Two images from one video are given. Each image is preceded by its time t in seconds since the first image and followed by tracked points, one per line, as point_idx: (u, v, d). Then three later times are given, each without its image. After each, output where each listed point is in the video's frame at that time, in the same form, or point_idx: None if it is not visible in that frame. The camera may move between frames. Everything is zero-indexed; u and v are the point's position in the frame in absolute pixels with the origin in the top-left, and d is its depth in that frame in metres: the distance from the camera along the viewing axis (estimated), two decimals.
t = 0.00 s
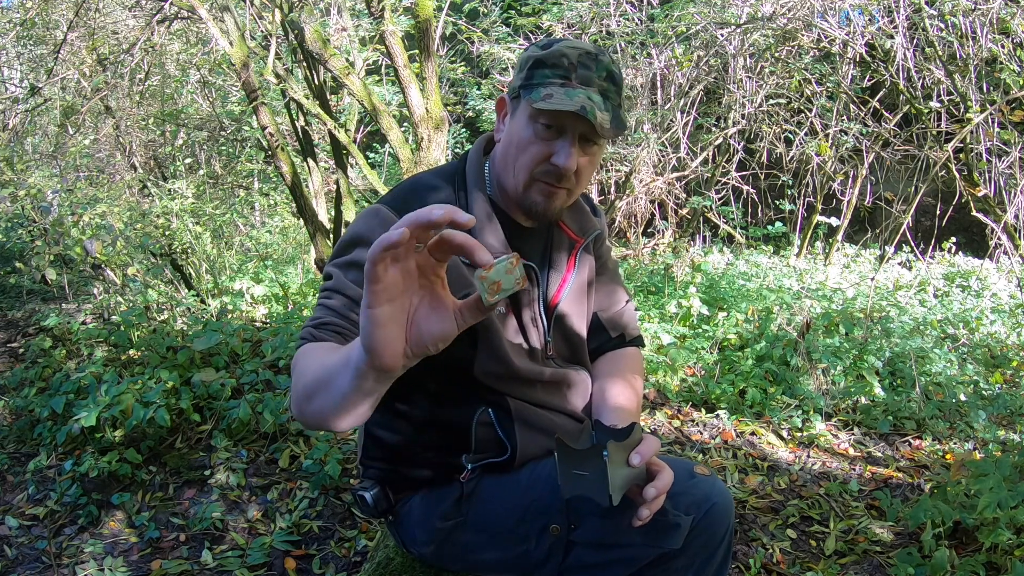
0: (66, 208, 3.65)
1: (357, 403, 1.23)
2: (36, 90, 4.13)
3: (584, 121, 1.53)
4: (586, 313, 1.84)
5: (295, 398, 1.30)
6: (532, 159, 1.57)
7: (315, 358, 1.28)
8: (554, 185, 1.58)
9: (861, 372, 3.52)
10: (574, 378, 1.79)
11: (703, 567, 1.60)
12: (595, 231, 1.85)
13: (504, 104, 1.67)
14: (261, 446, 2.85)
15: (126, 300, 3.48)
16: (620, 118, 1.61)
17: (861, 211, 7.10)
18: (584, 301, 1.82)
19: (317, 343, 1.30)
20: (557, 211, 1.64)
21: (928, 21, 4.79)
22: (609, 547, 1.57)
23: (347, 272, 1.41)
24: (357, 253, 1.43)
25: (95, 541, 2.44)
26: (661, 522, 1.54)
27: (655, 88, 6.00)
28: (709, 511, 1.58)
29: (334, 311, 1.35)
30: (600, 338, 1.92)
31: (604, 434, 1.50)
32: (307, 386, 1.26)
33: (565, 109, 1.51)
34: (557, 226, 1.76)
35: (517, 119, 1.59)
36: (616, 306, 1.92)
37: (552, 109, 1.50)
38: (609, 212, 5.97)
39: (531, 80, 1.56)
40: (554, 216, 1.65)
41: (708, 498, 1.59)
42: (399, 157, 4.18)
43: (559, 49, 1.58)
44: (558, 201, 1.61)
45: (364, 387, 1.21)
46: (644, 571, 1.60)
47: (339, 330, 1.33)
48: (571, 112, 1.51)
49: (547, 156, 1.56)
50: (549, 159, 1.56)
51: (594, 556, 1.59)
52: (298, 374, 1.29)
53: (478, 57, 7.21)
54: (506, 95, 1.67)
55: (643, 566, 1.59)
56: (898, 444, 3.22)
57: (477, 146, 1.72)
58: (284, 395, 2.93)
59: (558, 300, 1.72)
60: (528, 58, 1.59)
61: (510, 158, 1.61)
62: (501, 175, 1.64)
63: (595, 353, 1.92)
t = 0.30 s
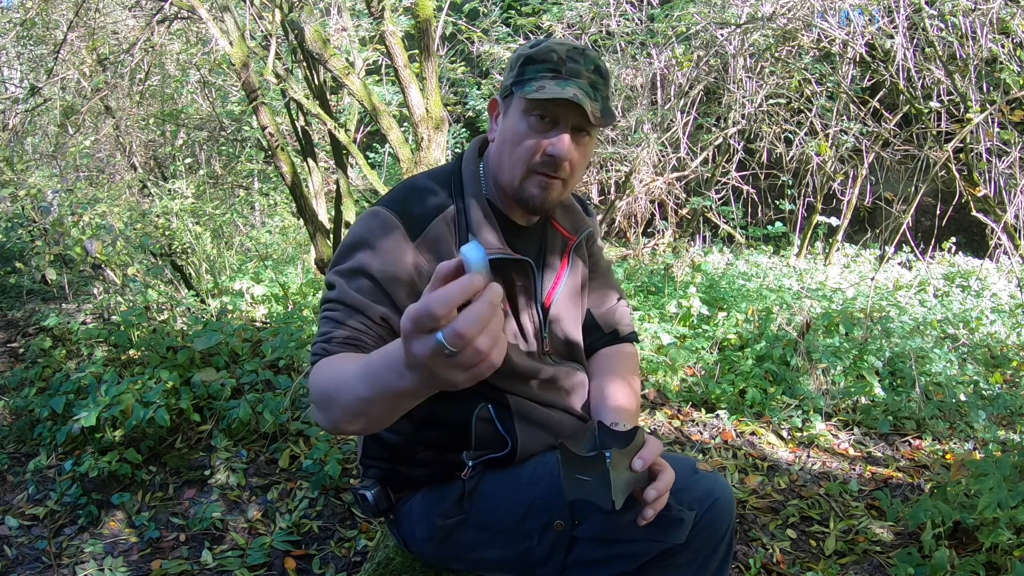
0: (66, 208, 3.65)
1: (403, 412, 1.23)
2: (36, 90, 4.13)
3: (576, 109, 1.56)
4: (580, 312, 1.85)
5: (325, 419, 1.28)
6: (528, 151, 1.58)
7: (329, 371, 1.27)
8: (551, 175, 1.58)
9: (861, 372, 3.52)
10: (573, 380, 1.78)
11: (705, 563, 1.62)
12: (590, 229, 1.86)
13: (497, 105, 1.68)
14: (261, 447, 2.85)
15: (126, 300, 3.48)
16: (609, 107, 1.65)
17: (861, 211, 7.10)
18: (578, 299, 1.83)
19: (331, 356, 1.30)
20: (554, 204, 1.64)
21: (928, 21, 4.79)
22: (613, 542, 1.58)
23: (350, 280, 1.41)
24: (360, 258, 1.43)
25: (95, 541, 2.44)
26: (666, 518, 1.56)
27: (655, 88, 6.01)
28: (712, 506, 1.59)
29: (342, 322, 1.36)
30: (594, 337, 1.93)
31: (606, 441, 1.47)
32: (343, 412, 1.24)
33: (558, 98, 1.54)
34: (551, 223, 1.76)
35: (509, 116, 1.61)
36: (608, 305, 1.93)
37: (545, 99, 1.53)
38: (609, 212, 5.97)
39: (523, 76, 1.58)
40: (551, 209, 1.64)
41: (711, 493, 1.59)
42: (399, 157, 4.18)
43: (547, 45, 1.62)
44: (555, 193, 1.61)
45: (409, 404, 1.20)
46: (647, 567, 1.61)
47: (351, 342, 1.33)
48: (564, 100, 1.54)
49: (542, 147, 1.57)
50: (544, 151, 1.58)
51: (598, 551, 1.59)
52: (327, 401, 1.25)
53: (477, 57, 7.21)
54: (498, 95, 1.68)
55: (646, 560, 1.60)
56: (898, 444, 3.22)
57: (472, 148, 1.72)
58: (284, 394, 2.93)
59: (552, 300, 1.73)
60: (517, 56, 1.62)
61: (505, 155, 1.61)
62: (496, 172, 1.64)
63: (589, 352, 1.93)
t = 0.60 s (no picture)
0: (66, 208, 3.65)
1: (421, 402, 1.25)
2: (36, 90, 4.13)
3: (564, 119, 1.57)
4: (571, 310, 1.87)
5: (343, 427, 1.29)
6: (516, 158, 1.59)
7: (338, 378, 1.28)
8: (538, 181, 1.60)
9: (861, 372, 3.52)
10: (568, 380, 1.78)
11: (712, 553, 1.59)
12: (576, 227, 1.87)
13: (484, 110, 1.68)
14: (261, 447, 2.85)
15: (126, 300, 3.47)
16: (594, 116, 1.66)
17: (861, 211, 7.09)
18: (568, 297, 1.84)
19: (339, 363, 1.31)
20: (541, 208, 1.65)
21: (928, 21, 4.79)
22: (628, 530, 1.55)
23: (351, 287, 1.41)
24: (358, 263, 1.44)
25: (94, 541, 2.44)
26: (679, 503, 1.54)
27: (655, 88, 6.01)
28: (721, 495, 1.59)
29: (347, 331, 1.36)
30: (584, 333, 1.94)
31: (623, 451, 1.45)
32: (360, 416, 1.25)
33: (547, 109, 1.55)
34: (538, 223, 1.77)
35: (497, 123, 1.61)
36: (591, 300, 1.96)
37: (533, 110, 1.54)
38: (609, 212, 5.97)
39: (511, 86, 1.58)
40: (538, 214, 1.66)
41: (720, 481, 1.60)
42: (399, 157, 4.18)
43: (536, 55, 1.61)
44: (541, 198, 1.63)
45: (429, 390, 1.21)
46: (660, 555, 1.58)
47: (358, 348, 1.35)
48: (552, 111, 1.55)
49: (530, 155, 1.58)
50: (533, 157, 1.58)
51: (613, 539, 1.57)
52: (341, 407, 1.27)
53: (477, 58, 7.21)
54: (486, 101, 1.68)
55: (660, 548, 1.57)
56: (898, 444, 3.22)
57: (459, 153, 1.72)
58: (284, 394, 2.93)
59: (544, 299, 1.75)
60: (506, 64, 1.61)
61: (493, 161, 1.61)
62: (484, 177, 1.64)
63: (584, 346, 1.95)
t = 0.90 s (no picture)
0: (66, 208, 3.65)
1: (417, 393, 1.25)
2: (36, 90, 4.13)
3: (546, 118, 1.58)
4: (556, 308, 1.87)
5: (338, 425, 1.29)
6: (499, 157, 1.59)
7: (330, 374, 1.29)
8: (522, 180, 1.61)
9: (861, 372, 3.52)
10: (561, 381, 1.78)
11: (715, 544, 1.58)
12: (554, 222, 1.88)
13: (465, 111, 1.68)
14: (261, 446, 2.85)
15: (126, 300, 3.47)
16: (575, 115, 1.67)
17: (861, 211, 7.09)
18: (553, 292, 1.84)
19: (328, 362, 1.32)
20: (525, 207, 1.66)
21: (928, 21, 4.79)
22: (635, 521, 1.55)
23: (340, 287, 1.42)
24: (347, 264, 1.44)
25: (94, 541, 2.44)
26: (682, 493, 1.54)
27: (655, 88, 6.02)
28: (725, 487, 1.59)
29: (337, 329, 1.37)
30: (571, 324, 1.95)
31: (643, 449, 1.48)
32: (355, 411, 1.26)
33: (529, 109, 1.55)
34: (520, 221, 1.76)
35: (480, 125, 1.62)
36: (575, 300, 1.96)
37: (515, 110, 1.54)
38: (609, 212, 5.97)
39: (493, 87, 1.59)
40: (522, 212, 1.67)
41: (724, 474, 1.60)
42: (399, 157, 4.18)
43: (517, 55, 1.61)
44: (525, 196, 1.64)
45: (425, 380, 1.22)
46: (665, 545, 1.57)
47: (347, 346, 1.35)
48: (534, 110, 1.55)
49: (513, 154, 1.59)
50: (516, 157, 1.59)
51: (621, 530, 1.57)
52: (335, 404, 1.27)
53: (477, 58, 7.22)
54: (467, 102, 1.69)
55: (666, 540, 1.56)
56: (898, 444, 3.22)
57: (442, 155, 1.72)
58: (284, 395, 2.93)
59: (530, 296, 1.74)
60: (487, 66, 1.61)
61: (477, 161, 1.62)
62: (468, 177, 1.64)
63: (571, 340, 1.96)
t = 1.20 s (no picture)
0: (66, 208, 3.65)
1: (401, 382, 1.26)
2: (36, 90, 4.13)
3: (554, 125, 1.58)
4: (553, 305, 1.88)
5: (321, 407, 1.29)
6: (505, 161, 1.59)
7: (319, 356, 1.28)
8: (526, 184, 1.62)
9: (861, 372, 3.52)
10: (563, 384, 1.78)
11: (715, 545, 1.58)
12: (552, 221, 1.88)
13: (470, 112, 1.67)
14: (261, 447, 2.85)
15: (126, 300, 3.48)
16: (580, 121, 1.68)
17: (861, 211, 7.09)
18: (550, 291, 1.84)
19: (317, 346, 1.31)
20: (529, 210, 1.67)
21: (928, 21, 4.79)
22: (635, 520, 1.54)
23: (337, 276, 1.43)
24: (346, 256, 1.45)
25: (94, 541, 2.44)
26: (683, 492, 1.54)
27: (655, 88, 6.02)
28: (725, 488, 1.58)
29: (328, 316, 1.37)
30: (568, 320, 1.97)
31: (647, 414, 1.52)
32: (339, 392, 1.25)
33: (538, 115, 1.55)
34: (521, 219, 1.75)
35: (486, 127, 1.61)
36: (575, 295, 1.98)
37: (524, 115, 1.54)
38: (609, 212, 5.97)
39: (501, 91, 1.58)
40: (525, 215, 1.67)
41: (724, 474, 1.60)
42: (399, 157, 4.18)
43: (526, 61, 1.61)
44: (529, 200, 1.64)
45: (409, 368, 1.22)
46: (664, 546, 1.55)
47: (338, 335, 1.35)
48: (542, 117, 1.56)
49: (520, 157, 1.59)
50: (522, 161, 1.59)
51: (621, 529, 1.56)
52: (320, 383, 1.27)
53: (477, 58, 7.22)
54: (473, 104, 1.67)
55: (665, 540, 1.55)
56: (898, 444, 3.22)
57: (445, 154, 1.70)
58: (284, 395, 2.94)
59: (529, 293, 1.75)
60: (496, 71, 1.61)
61: (482, 163, 1.61)
62: (471, 177, 1.63)
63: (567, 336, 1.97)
